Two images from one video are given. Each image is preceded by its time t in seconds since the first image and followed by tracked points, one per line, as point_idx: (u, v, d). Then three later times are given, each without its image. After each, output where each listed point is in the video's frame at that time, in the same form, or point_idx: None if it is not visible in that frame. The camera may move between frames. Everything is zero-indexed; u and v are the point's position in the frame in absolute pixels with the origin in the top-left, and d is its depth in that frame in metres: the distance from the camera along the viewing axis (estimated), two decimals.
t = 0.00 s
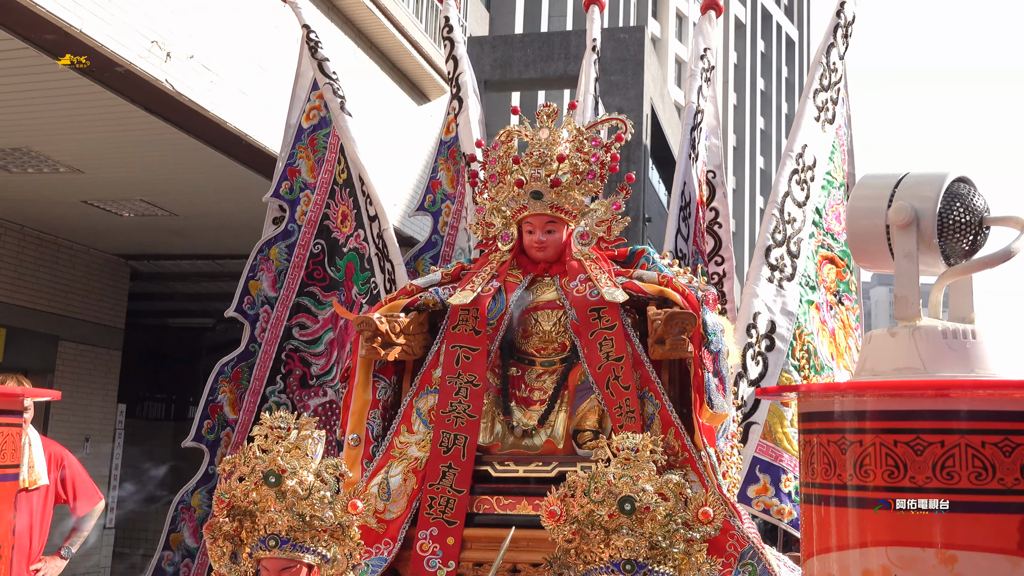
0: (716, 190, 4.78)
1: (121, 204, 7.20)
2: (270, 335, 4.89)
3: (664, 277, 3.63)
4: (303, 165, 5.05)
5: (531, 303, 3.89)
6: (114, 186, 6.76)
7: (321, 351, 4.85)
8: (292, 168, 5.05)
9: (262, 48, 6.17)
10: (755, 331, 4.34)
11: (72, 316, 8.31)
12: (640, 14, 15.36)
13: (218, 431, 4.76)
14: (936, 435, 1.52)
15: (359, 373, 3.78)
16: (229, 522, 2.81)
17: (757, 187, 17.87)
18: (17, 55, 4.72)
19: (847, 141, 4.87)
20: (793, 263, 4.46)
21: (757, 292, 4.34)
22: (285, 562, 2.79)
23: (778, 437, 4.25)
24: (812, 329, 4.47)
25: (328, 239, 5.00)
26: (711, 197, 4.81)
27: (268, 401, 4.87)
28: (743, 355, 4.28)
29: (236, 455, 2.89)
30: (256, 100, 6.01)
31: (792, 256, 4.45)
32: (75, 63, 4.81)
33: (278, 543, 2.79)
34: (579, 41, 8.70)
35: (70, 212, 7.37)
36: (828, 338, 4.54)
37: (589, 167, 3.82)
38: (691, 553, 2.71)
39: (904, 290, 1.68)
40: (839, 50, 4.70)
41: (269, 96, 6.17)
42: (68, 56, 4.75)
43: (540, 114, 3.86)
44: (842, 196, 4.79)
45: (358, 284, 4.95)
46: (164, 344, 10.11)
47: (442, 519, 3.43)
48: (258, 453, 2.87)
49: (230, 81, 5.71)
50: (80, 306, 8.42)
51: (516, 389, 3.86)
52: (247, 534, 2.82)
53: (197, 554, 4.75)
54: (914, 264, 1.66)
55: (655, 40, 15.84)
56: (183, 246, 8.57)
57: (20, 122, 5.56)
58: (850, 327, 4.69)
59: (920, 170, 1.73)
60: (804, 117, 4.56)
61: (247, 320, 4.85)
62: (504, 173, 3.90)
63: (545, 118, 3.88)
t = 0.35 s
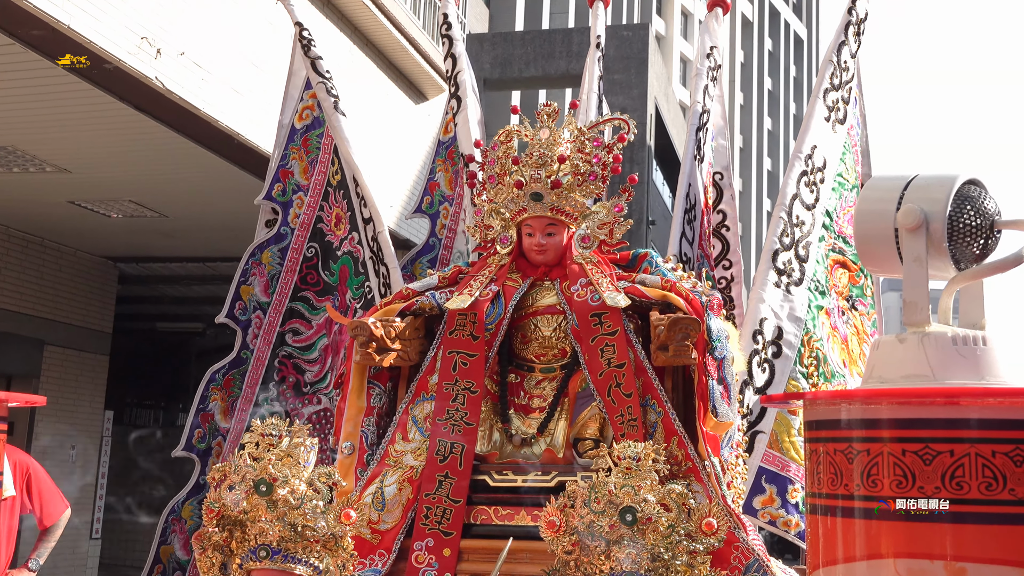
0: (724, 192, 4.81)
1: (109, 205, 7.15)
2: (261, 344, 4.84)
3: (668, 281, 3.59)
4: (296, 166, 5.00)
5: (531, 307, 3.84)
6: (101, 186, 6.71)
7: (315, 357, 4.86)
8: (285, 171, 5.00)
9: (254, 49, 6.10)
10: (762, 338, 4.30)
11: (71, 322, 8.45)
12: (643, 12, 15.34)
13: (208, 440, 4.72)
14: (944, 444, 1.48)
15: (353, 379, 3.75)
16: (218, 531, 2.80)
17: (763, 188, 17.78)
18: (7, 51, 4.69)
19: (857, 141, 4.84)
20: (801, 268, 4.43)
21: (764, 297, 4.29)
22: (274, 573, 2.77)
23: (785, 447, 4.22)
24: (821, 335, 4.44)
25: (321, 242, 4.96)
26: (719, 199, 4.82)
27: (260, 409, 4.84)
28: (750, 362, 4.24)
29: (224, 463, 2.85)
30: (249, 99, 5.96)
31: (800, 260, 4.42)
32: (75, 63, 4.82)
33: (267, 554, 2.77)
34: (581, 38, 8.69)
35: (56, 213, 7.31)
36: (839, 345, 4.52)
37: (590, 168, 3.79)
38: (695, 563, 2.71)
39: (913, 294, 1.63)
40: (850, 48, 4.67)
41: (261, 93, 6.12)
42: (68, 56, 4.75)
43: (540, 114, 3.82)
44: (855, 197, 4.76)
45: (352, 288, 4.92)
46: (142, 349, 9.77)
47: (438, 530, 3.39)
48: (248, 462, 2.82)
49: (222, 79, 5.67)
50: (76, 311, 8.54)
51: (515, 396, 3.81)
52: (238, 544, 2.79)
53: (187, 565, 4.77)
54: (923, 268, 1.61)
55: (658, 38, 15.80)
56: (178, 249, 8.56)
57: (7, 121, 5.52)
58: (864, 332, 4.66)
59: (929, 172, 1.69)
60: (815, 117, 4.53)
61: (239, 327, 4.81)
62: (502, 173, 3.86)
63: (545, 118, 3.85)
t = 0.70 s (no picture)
0: (725, 196, 4.79)
1: (95, 207, 7.10)
2: (253, 348, 4.81)
3: (669, 287, 3.56)
4: (288, 168, 4.97)
5: (527, 314, 3.79)
6: (86, 187, 6.65)
7: (308, 364, 4.81)
8: (277, 172, 4.96)
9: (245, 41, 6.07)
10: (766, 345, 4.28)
11: (54, 329, 8.35)
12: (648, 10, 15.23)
13: (199, 449, 4.73)
14: (949, 457, 1.45)
15: (343, 388, 3.67)
16: (204, 547, 2.93)
17: (769, 191, 17.61)
18: None
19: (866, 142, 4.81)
20: (807, 274, 4.40)
21: (768, 304, 4.26)
22: None
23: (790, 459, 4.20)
24: (828, 343, 4.41)
25: (314, 246, 4.92)
26: (720, 204, 4.78)
27: (252, 418, 4.79)
28: (754, 370, 4.21)
29: (212, 476, 3.03)
30: (238, 98, 5.89)
31: (806, 266, 4.39)
32: (75, 63, 4.82)
33: (256, 567, 3.00)
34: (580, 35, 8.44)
35: (40, 215, 7.24)
36: (847, 353, 4.49)
37: (588, 170, 3.75)
38: None
39: (918, 304, 1.60)
40: (858, 47, 4.62)
41: (251, 93, 6.05)
42: (68, 57, 4.76)
43: (539, 114, 3.78)
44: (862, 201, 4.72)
45: (345, 293, 4.88)
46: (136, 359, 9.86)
47: (431, 544, 3.33)
48: (236, 475, 3.01)
49: (211, 77, 5.62)
50: (59, 319, 8.43)
51: (510, 406, 3.78)
52: (223, 559, 2.94)
53: None
54: (928, 277, 1.58)
55: (664, 36, 15.68)
56: (167, 253, 8.49)
57: None
58: (876, 339, 4.63)
59: (934, 178, 1.66)
60: (821, 117, 4.51)
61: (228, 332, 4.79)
62: (498, 176, 3.82)
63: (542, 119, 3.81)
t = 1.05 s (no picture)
0: (725, 200, 4.72)
1: (82, 210, 7.04)
2: (243, 356, 4.76)
3: (669, 294, 3.52)
4: (278, 172, 4.93)
5: (524, 321, 3.77)
6: (71, 190, 6.60)
7: (299, 373, 4.76)
8: (267, 176, 4.94)
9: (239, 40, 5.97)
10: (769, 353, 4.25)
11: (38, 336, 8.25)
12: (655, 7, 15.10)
13: (188, 462, 4.64)
14: (953, 468, 1.41)
15: (336, 396, 3.63)
16: (191, 559, 2.94)
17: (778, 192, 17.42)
18: None
19: (870, 143, 4.81)
20: (810, 279, 4.38)
21: (771, 310, 4.24)
22: None
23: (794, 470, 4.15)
24: (832, 350, 4.38)
25: (306, 251, 4.88)
26: (719, 208, 4.72)
27: (242, 428, 4.75)
28: (757, 379, 4.19)
29: (200, 487, 3.03)
30: (229, 97, 5.83)
31: (809, 271, 4.37)
32: (75, 63, 4.78)
33: None
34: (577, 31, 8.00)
35: (26, 218, 7.17)
36: (852, 361, 4.46)
37: (586, 173, 3.73)
38: None
39: (919, 312, 1.58)
40: (863, 47, 4.61)
41: (244, 94, 5.98)
42: (68, 56, 4.71)
43: (534, 117, 3.78)
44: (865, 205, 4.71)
45: (337, 300, 4.83)
46: (120, 363, 9.15)
47: (426, 557, 3.29)
48: (225, 487, 3.00)
49: (201, 78, 5.56)
50: (44, 325, 8.32)
51: (507, 415, 3.74)
52: (211, 570, 2.93)
53: None
54: (931, 283, 1.56)
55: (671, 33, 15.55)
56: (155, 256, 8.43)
57: None
58: (879, 346, 4.61)
59: (937, 183, 1.63)
60: (825, 118, 4.49)
61: (218, 341, 4.74)
62: (494, 179, 3.80)
63: (539, 121, 3.79)
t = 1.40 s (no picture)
0: (727, 204, 4.71)
1: (68, 213, 6.98)
2: (233, 365, 4.73)
3: (670, 300, 3.49)
4: (270, 174, 4.88)
5: (522, 329, 3.74)
6: (56, 192, 6.53)
7: (290, 382, 4.73)
8: (257, 179, 4.88)
9: (226, 39, 5.94)
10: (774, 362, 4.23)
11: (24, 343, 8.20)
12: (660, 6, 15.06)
13: (172, 472, 4.62)
14: (956, 481, 1.38)
15: (328, 406, 3.61)
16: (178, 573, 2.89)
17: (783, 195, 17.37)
18: None
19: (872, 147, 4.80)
20: (814, 285, 4.35)
21: (774, 316, 4.22)
22: None
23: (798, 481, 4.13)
24: (836, 357, 4.36)
25: (298, 257, 4.84)
26: (722, 211, 4.72)
27: (231, 438, 4.71)
28: (761, 389, 4.17)
29: (186, 500, 2.96)
30: (220, 98, 5.82)
31: (814, 277, 4.35)
32: (75, 63, 4.74)
33: None
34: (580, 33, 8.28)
35: (11, 221, 7.10)
36: (855, 370, 4.44)
37: (585, 177, 3.70)
38: None
39: (923, 320, 1.54)
40: (867, 47, 4.62)
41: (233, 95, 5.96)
42: (69, 57, 4.68)
43: (533, 118, 3.73)
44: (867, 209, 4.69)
45: (330, 307, 4.81)
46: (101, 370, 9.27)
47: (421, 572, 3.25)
48: (212, 498, 2.96)
49: (191, 77, 5.53)
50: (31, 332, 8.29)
51: (503, 425, 3.68)
52: None
53: None
54: (935, 291, 1.52)
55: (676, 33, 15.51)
56: (141, 263, 8.35)
57: None
58: (880, 353, 4.57)
59: (939, 189, 1.60)
60: (829, 121, 4.49)
61: (207, 348, 4.70)
62: (490, 183, 3.76)
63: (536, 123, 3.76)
